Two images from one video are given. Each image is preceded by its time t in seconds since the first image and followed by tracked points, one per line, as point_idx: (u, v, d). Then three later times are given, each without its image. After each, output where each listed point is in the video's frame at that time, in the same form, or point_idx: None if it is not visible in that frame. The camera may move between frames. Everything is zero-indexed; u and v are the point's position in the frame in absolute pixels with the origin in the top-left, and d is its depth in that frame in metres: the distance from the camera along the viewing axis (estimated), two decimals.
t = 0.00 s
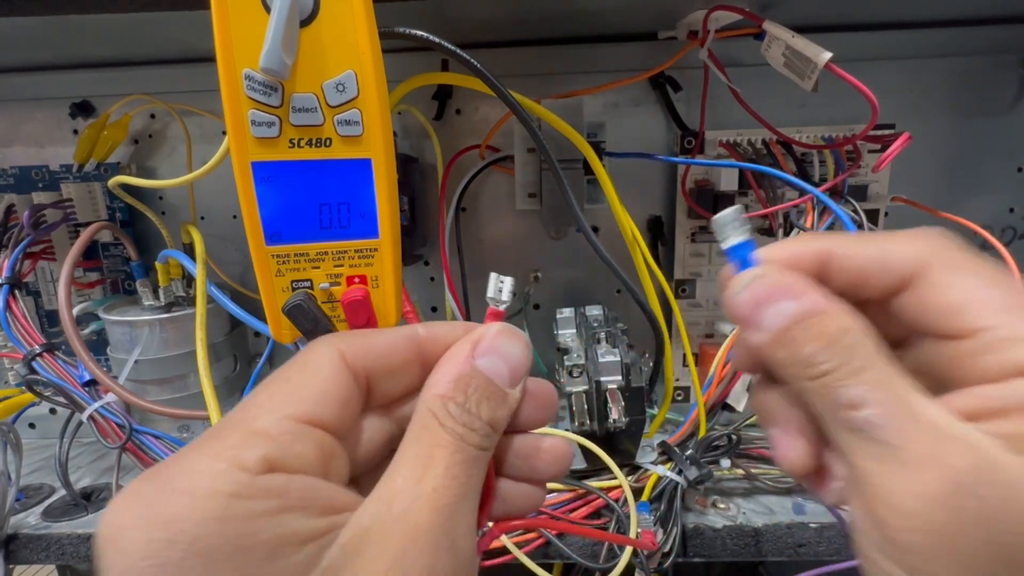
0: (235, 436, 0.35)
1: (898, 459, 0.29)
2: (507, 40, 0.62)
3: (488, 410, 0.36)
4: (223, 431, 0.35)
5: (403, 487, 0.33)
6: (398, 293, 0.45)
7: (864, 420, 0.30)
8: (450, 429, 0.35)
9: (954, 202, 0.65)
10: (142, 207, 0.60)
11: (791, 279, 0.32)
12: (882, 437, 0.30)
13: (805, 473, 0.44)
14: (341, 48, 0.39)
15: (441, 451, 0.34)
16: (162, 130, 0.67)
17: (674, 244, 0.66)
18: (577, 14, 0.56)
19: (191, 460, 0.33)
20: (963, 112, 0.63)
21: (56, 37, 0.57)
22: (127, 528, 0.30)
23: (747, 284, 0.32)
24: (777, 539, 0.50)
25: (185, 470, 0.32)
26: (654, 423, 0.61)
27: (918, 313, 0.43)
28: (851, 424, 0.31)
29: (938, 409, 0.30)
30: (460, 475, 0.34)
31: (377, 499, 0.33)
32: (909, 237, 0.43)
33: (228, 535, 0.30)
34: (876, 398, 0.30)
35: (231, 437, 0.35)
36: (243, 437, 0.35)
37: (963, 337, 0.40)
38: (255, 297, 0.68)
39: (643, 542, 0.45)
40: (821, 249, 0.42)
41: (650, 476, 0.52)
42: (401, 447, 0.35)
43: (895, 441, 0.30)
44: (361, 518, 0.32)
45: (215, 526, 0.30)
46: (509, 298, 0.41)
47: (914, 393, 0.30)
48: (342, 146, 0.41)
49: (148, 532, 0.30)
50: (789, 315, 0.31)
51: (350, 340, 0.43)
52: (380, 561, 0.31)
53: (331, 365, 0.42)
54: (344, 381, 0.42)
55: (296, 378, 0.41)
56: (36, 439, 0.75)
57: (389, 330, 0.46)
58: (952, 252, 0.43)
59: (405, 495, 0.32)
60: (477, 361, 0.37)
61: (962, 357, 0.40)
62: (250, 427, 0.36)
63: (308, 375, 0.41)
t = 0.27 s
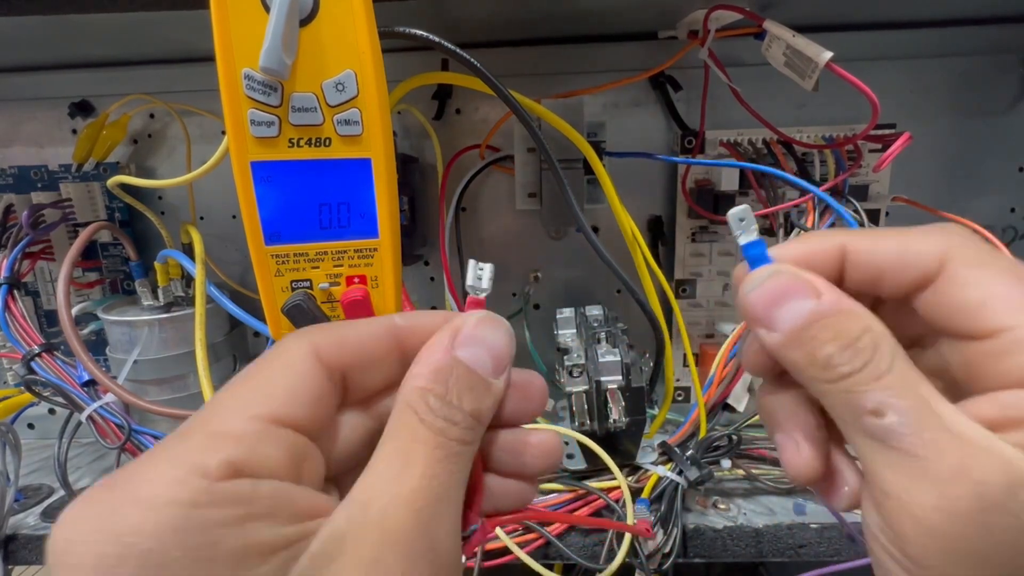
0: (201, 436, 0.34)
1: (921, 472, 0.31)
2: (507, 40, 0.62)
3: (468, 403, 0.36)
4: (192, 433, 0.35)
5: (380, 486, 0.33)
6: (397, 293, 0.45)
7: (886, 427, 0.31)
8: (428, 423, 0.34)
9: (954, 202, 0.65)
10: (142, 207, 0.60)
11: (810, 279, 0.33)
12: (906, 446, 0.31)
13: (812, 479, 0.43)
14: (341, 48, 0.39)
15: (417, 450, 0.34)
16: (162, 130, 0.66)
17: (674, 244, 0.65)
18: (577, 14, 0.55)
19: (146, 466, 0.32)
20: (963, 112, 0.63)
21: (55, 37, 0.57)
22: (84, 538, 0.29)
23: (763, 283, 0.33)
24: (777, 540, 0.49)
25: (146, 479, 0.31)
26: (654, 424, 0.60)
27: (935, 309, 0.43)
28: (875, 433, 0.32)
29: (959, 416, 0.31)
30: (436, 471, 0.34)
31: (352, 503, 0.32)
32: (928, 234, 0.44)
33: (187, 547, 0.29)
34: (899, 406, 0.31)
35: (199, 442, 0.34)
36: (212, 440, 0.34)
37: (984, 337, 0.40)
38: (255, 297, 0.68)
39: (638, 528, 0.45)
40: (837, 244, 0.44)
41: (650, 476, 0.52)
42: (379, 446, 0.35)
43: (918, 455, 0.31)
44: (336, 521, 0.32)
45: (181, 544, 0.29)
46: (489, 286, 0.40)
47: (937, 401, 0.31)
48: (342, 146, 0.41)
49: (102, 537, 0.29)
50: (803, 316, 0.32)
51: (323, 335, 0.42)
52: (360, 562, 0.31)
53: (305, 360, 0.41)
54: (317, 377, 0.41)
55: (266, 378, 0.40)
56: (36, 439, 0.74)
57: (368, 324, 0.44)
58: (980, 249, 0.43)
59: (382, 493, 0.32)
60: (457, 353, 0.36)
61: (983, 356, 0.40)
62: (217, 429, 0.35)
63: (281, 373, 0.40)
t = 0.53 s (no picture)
0: (252, 437, 0.35)
1: (857, 472, 0.31)
2: (507, 39, 0.62)
3: (490, 421, 0.35)
4: (242, 434, 0.35)
5: (410, 494, 0.33)
6: (397, 294, 0.45)
7: (828, 432, 0.32)
8: (451, 437, 0.34)
9: (954, 202, 0.65)
10: (141, 207, 0.60)
11: (764, 297, 0.34)
12: (844, 448, 0.32)
13: (765, 473, 0.45)
14: (341, 48, 0.39)
15: (443, 458, 0.34)
16: (162, 130, 0.66)
17: (674, 243, 0.65)
18: (576, 14, 0.55)
19: (208, 464, 0.33)
20: (963, 112, 0.63)
21: (55, 36, 0.57)
22: (156, 528, 0.30)
23: (718, 301, 0.35)
24: (777, 540, 0.49)
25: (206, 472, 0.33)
26: (654, 424, 0.60)
27: (869, 319, 0.45)
28: (818, 436, 0.32)
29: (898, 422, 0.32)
30: (461, 480, 0.34)
31: (385, 506, 0.33)
32: (859, 247, 0.45)
33: (245, 535, 0.30)
34: (841, 412, 0.32)
35: (249, 442, 0.35)
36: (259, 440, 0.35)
37: (908, 342, 0.42)
38: (255, 298, 0.68)
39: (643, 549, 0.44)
40: (782, 262, 0.46)
41: (650, 476, 0.52)
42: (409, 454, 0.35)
43: (855, 456, 0.31)
44: (371, 526, 0.32)
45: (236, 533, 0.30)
46: (509, 312, 0.37)
47: (875, 407, 0.32)
48: (342, 146, 0.41)
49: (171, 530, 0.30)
50: (757, 331, 0.33)
51: (364, 347, 0.43)
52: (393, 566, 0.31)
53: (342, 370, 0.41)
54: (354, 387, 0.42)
55: (310, 383, 0.40)
56: (36, 439, 0.74)
57: (400, 339, 0.45)
58: (911, 262, 0.44)
59: (413, 500, 0.32)
60: (478, 374, 0.36)
61: (912, 359, 0.42)
62: (267, 430, 0.36)
63: (322, 380, 0.40)
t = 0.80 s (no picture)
0: (353, 469, 0.37)
1: (779, 501, 0.34)
2: (507, 40, 0.62)
3: (524, 473, 0.35)
4: (339, 468, 0.37)
5: (466, 530, 0.33)
6: (397, 294, 0.45)
7: (761, 469, 0.35)
8: (493, 489, 0.34)
9: (954, 202, 0.65)
10: (141, 207, 0.60)
11: (724, 365, 0.39)
12: (773, 481, 0.34)
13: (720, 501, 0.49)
14: (341, 49, 0.39)
15: (487, 503, 0.34)
16: (162, 130, 0.67)
17: (674, 243, 0.65)
18: (577, 14, 0.55)
19: (336, 478, 0.36)
20: (963, 112, 0.63)
21: (55, 37, 0.57)
22: (301, 527, 0.33)
23: (685, 365, 0.39)
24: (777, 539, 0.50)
25: (329, 488, 0.35)
26: (654, 423, 0.60)
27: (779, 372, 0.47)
28: (752, 472, 0.35)
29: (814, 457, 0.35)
30: (508, 523, 0.34)
31: (449, 540, 0.33)
32: (775, 313, 0.49)
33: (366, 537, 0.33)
34: (773, 450, 0.35)
35: (351, 470, 0.36)
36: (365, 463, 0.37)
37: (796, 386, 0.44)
38: (255, 297, 0.68)
39: None
40: (725, 334, 0.52)
41: (650, 476, 0.53)
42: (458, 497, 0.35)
43: (780, 485, 0.34)
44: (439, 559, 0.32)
45: (359, 542, 0.32)
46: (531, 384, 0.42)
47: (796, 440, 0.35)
48: (342, 147, 0.41)
49: (312, 536, 0.33)
50: (716, 390, 0.37)
51: (430, 390, 0.43)
52: None
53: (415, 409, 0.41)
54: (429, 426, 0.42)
55: (394, 415, 0.40)
56: (36, 439, 0.74)
57: (454, 386, 0.46)
58: (819, 326, 0.47)
59: (470, 534, 0.33)
60: (507, 435, 0.36)
61: (796, 402, 0.43)
62: (371, 456, 0.38)
63: (397, 418, 0.40)
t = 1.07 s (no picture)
0: (431, 438, 0.38)
1: (743, 494, 0.36)
2: (507, 40, 0.62)
3: (558, 450, 0.37)
4: (420, 439, 0.38)
5: (516, 493, 0.35)
6: (398, 293, 0.45)
7: (731, 463, 0.37)
8: (536, 464, 0.36)
9: (954, 202, 0.65)
10: (142, 207, 0.60)
11: (706, 368, 0.41)
12: (739, 474, 0.37)
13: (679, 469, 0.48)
14: (341, 49, 0.39)
15: (535, 473, 0.36)
16: (162, 130, 0.67)
17: (674, 243, 0.65)
18: (577, 14, 0.55)
19: (422, 442, 0.37)
20: (963, 112, 0.63)
21: (55, 37, 0.57)
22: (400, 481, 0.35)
23: (669, 366, 0.41)
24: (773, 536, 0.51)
25: (413, 453, 0.37)
26: (654, 422, 0.60)
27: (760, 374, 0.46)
28: (722, 466, 0.38)
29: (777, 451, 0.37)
30: (551, 489, 0.36)
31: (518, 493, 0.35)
32: (752, 316, 0.49)
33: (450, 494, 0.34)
34: (742, 448, 0.37)
35: (429, 439, 0.38)
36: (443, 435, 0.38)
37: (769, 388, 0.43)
38: (255, 297, 0.68)
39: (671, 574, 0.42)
40: (709, 337, 0.51)
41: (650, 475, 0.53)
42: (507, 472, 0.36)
43: (745, 479, 0.36)
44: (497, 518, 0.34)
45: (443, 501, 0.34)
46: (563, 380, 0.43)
47: (764, 436, 0.37)
48: (342, 146, 0.41)
49: (405, 493, 0.34)
50: (694, 391, 0.39)
51: (483, 379, 0.43)
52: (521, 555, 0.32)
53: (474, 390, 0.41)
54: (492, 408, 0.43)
55: (461, 396, 0.40)
56: (37, 439, 0.75)
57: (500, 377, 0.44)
58: (797, 327, 0.46)
59: (519, 495, 0.35)
60: (543, 423, 0.37)
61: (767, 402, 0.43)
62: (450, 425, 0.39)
63: (455, 402, 0.40)
